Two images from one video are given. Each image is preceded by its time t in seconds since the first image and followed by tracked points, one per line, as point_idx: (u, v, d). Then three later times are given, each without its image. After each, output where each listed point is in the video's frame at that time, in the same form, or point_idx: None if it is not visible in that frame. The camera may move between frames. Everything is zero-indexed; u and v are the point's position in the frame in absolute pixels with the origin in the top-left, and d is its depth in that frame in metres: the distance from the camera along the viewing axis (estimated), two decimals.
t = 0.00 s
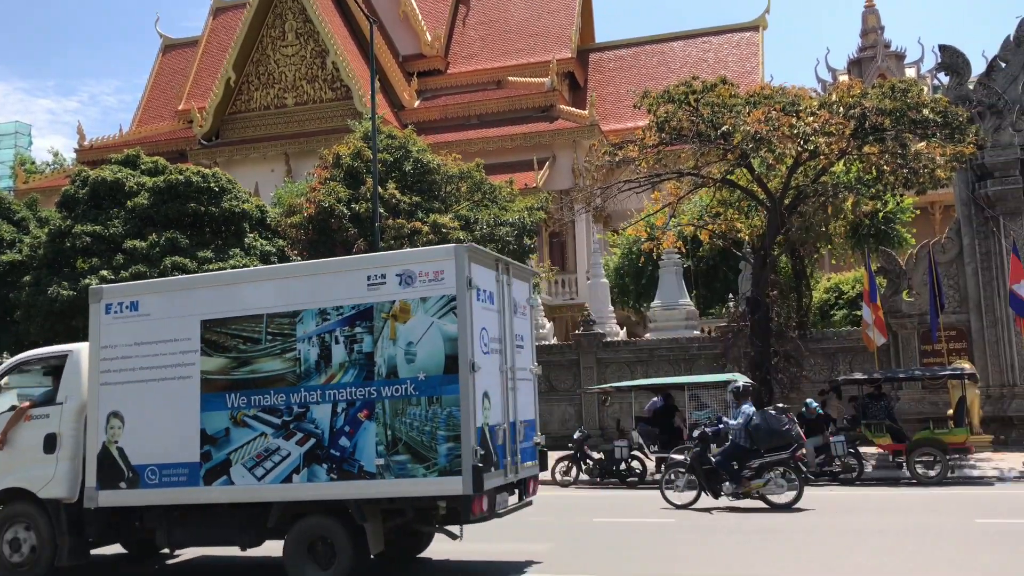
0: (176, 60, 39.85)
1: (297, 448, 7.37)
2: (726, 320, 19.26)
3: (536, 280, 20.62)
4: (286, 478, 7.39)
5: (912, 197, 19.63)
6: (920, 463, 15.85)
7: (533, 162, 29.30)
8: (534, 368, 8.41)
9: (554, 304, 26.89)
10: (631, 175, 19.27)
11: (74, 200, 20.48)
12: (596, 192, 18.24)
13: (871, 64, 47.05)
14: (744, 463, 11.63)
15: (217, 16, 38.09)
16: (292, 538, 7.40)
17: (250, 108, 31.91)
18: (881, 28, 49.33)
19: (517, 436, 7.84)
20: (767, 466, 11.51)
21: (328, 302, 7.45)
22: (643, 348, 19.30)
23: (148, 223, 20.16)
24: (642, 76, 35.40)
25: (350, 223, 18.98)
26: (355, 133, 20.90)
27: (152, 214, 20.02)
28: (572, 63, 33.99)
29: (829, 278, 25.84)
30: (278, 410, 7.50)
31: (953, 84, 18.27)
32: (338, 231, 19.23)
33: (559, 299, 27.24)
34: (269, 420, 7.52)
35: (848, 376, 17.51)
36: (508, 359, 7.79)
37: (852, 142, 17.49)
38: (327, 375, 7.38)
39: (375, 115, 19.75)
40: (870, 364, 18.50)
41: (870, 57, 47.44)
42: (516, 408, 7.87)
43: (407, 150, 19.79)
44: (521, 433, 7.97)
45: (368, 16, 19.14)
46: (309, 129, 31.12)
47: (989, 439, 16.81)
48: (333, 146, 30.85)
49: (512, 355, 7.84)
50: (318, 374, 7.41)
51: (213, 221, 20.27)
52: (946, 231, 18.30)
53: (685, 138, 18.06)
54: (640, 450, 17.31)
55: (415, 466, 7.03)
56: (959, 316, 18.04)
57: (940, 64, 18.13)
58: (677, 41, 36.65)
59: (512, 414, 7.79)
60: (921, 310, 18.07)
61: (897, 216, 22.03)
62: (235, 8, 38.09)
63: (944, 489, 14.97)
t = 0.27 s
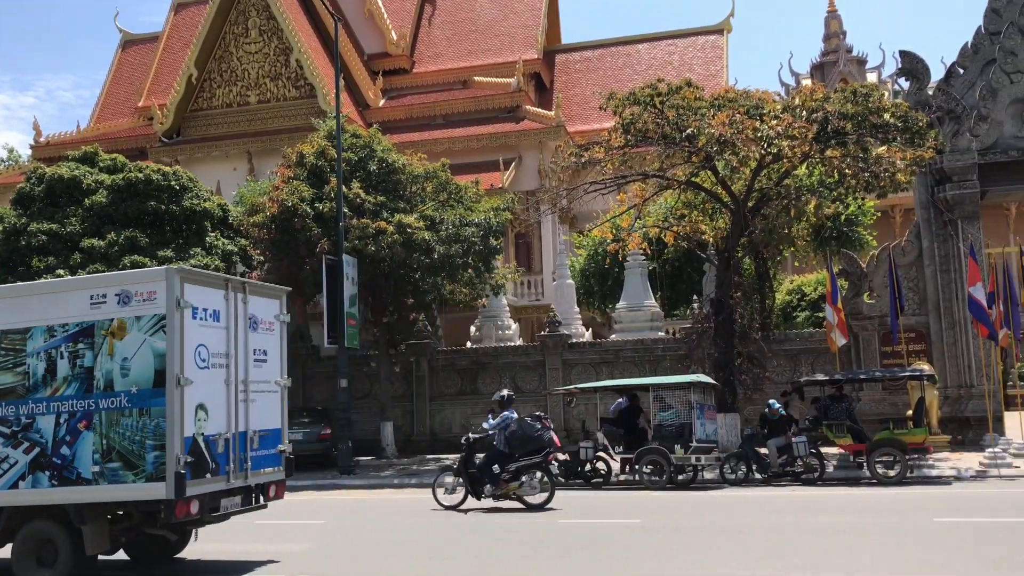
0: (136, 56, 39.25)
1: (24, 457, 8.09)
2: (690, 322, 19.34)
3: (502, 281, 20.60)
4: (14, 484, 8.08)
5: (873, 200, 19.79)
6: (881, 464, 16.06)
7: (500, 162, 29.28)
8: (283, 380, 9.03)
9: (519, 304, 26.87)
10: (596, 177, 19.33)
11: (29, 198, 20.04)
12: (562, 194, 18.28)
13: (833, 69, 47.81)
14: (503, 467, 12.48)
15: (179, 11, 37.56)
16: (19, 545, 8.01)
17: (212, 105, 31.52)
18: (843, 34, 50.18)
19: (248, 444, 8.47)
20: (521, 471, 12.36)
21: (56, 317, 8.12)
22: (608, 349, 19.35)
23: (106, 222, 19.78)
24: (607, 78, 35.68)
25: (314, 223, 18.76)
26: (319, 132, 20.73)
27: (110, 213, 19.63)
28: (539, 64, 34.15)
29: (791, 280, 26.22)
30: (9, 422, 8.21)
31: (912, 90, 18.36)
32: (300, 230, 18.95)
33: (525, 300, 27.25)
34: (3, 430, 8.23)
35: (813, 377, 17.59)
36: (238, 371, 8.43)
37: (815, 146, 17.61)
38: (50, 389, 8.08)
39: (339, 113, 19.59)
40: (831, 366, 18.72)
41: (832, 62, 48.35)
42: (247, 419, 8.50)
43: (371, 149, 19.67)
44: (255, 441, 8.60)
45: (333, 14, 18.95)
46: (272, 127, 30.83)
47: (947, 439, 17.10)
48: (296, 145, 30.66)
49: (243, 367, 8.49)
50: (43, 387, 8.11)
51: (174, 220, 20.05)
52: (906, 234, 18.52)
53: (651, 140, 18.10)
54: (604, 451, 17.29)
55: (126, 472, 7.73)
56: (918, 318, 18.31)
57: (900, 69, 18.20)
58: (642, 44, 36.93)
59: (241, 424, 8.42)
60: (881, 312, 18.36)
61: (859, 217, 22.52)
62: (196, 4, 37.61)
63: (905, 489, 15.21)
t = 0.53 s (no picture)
0: (107, 53, 38.79)
1: None
2: (664, 323, 19.44)
3: (477, 282, 20.56)
4: None
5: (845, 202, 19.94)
6: (851, 463, 16.23)
7: (476, 163, 29.28)
8: (59, 391, 9.65)
9: (494, 305, 26.87)
10: (572, 178, 19.40)
11: None
12: (538, 195, 18.35)
13: (806, 73, 48.37)
14: (300, 472, 13.93)
15: (152, 8, 37.08)
16: None
17: (185, 104, 31.27)
18: (817, 38, 50.71)
19: (11, 452, 9.02)
20: (315, 476, 13.67)
21: None
22: (584, 350, 19.42)
23: (76, 221, 19.55)
24: (583, 80, 35.85)
25: (288, 222, 18.66)
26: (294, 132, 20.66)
27: (81, 212, 19.42)
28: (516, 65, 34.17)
29: (765, 281, 26.51)
30: None
31: (884, 93, 18.56)
32: (274, 231, 18.84)
33: (501, 301, 27.26)
34: None
35: (785, 377, 17.83)
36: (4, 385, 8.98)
37: (787, 149, 17.80)
38: None
39: (314, 113, 19.50)
40: (803, 367, 18.92)
41: (806, 66, 48.97)
42: (11, 428, 9.06)
43: (346, 149, 19.59)
44: (21, 448, 9.16)
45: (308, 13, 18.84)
46: (246, 126, 30.61)
47: (917, 439, 17.35)
48: (270, 144, 30.46)
49: (8, 381, 9.03)
50: None
51: (146, 219, 19.87)
52: (877, 238, 18.67)
53: (626, 142, 18.17)
54: (579, 451, 17.31)
55: None
56: (889, 320, 18.50)
57: (872, 74, 18.45)
58: (618, 46, 37.13)
59: (3, 434, 8.97)
60: (852, 313, 18.58)
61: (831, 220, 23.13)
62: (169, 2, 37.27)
63: (876, 489, 15.40)
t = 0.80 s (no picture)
0: (79, 51, 38.41)
1: None
2: (639, 324, 19.54)
3: (454, 283, 20.56)
4: None
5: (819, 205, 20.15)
6: (824, 463, 16.38)
7: (452, 163, 29.29)
8: None
9: (470, 305, 26.87)
10: (549, 179, 19.46)
11: None
12: (515, 196, 18.41)
13: (780, 77, 48.90)
14: (115, 476, 13.96)
15: (125, 5, 36.74)
16: None
17: (158, 102, 31.03)
18: (791, 42, 51.22)
19: None
20: (123, 480, 13.72)
21: None
22: (560, 351, 19.49)
23: (47, 220, 19.27)
24: (560, 82, 36.03)
25: (263, 223, 18.56)
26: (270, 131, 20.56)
27: (51, 211, 19.15)
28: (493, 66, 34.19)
29: (739, 283, 26.77)
30: None
31: (857, 98, 18.83)
32: (249, 230, 18.73)
33: (477, 301, 27.27)
34: None
35: (759, 377, 18.02)
36: None
37: (761, 151, 17.95)
38: None
39: (290, 112, 19.42)
40: (776, 368, 19.11)
41: (780, 70, 49.52)
42: None
43: (322, 149, 19.57)
44: None
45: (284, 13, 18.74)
46: (221, 125, 30.37)
47: (888, 439, 17.56)
48: (245, 144, 30.25)
49: None
50: None
51: (118, 218, 19.68)
52: (849, 240, 18.91)
53: (602, 144, 18.19)
54: (554, 452, 17.32)
55: None
56: (861, 321, 18.75)
57: (844, 78, 18.70)
58: (594, 48, 37.31)
59: None
60: (825, 315, 18.80)
61: (804, 223, 23.47)
62: None
63: (848, 488, 15.58)
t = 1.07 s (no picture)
0: (53, 48, 38.02)
1: None
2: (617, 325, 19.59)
3: (432, 283, 20.51)
4: None
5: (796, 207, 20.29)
6: (800, 463, 16.48)
7: (431, 164, 29.24)
8: None
9: (448, 306, 26.84)
10: (528, 180, 19.47)
11: None
12: (494, 197, 18.42)
13: (757, 80, 49.25)
14: None
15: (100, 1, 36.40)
16: None
17: (134, 101, 30.74)
18: (768, 45, 51.61)
19: None
20: None
21: None
22: (539, 351, 19.50)
23: (20, 218, 19.10)
24: (539, 82, 36.10)
25: (240, 222, 18.43)
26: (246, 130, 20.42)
27: (25, 209, 18.97)
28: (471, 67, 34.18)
29: (716, 284, 26.96)
30: None
31: (833, 101, 19.00)
32: (226, 230, 18.61)
33: (455, 302, 27.25)
34: None
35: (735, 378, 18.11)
36: None
37: (738, 154, 18.05)
38: None
39: (268, 111, 19.30)
40: (753, 368, 19.22)
41: (757, 73, 49.91)
42: None
43: (300, 148, 19.49)
44: None
45: (262, 11, 18.61)
46: (197, 124, 30.17)
47: (863, 439, 17.70)
48: (222, 143, 30.06)
49: None
50: None
51: (93, 217, 19.45)
52: (826, 242, 19.05)
53: (581, 145, 18.20)
54: (533, 453, 17.29)
55: None
56: (836, 322, 18.88)
57: (821, 81, 18.84)
58: (573, 50, 37.39)
59: None
60: (801, 316, 18.92)
61: (780, 225, 23.66)
62: None
63: (824, 488, 15.69)
